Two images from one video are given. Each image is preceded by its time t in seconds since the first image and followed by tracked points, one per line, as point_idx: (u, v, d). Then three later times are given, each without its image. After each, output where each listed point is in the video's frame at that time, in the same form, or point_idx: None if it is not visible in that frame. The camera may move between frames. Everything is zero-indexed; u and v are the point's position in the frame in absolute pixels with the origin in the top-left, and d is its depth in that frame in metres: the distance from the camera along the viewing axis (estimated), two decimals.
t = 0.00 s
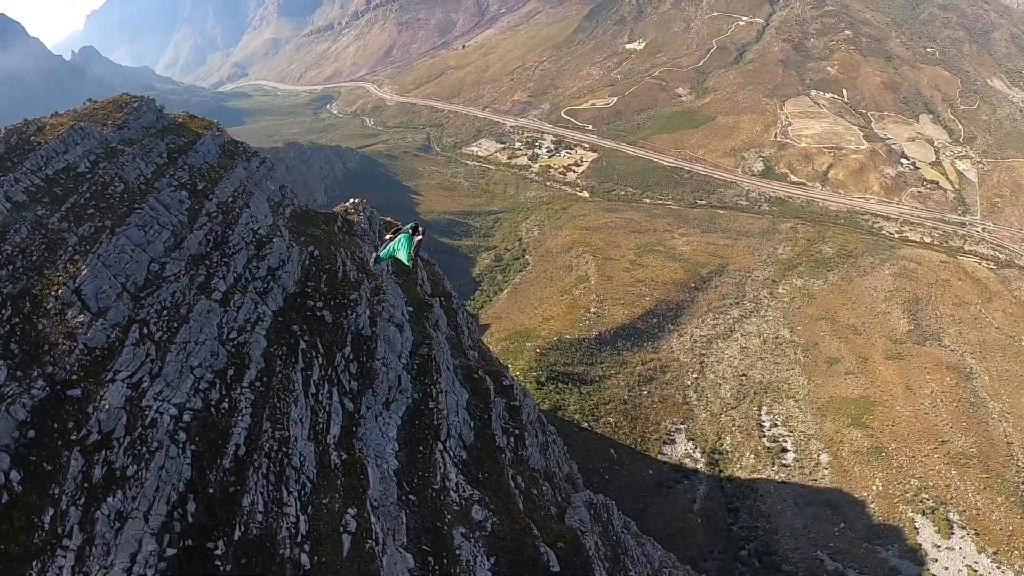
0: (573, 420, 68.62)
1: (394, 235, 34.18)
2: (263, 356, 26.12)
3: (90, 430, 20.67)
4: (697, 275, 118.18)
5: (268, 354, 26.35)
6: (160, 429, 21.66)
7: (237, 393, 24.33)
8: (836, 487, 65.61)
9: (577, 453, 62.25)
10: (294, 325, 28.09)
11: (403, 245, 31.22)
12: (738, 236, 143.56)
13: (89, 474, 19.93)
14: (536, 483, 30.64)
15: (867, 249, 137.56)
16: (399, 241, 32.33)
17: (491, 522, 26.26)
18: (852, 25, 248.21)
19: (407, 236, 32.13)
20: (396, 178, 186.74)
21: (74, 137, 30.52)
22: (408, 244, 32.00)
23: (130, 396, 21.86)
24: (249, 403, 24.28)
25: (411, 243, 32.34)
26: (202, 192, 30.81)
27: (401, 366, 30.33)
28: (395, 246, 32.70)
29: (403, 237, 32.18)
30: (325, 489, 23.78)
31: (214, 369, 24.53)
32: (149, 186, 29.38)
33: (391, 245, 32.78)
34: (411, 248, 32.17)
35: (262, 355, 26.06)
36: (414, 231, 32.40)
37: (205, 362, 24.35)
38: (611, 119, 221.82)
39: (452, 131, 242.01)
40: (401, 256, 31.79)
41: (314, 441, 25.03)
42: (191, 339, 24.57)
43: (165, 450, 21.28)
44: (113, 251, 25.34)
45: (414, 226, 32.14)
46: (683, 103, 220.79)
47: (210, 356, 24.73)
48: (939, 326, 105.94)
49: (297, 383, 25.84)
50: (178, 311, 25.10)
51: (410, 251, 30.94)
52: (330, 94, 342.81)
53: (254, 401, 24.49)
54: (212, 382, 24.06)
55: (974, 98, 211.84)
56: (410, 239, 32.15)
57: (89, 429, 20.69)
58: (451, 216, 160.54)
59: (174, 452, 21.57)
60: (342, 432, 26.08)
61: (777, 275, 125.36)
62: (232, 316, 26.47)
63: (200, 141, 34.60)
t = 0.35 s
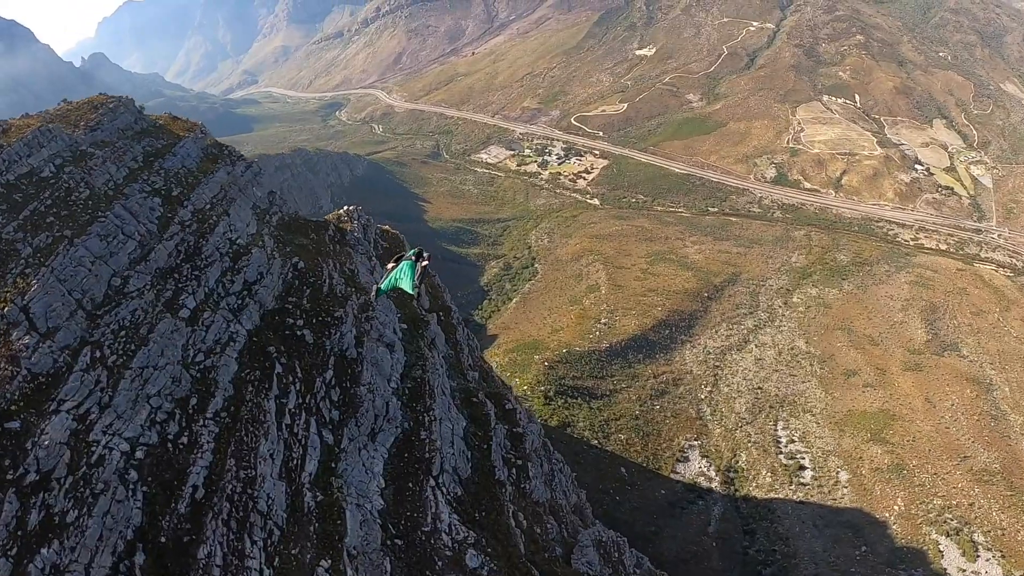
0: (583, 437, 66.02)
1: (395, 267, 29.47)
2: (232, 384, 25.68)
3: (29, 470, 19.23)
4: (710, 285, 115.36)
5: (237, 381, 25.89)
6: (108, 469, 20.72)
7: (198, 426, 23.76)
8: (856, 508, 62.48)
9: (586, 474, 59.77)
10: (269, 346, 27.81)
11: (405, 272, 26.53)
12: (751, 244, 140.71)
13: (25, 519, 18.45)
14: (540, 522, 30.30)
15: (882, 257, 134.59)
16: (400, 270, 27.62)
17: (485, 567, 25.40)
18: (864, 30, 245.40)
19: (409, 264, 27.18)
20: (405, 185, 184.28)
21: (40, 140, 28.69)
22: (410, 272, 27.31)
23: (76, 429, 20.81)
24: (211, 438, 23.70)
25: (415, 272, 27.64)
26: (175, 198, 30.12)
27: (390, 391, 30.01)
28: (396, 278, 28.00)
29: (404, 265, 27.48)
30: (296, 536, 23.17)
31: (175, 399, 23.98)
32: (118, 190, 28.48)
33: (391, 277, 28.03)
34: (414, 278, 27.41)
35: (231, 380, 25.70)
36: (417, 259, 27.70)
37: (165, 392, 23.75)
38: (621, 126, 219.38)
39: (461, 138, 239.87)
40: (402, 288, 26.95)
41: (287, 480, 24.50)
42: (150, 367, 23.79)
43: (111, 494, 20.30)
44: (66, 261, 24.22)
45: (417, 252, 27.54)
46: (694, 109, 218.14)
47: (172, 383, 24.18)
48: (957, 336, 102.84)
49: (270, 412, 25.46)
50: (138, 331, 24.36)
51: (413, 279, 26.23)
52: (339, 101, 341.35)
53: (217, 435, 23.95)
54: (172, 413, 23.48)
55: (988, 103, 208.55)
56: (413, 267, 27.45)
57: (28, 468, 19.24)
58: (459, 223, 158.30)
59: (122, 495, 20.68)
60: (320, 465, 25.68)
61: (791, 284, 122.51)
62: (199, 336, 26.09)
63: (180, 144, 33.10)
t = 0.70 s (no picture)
0: (590, 454, 63.59)
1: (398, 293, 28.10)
2: (189, 413, 24.29)
3: None
4: (721, 292, 112.72)
5: (195, 409, 24.51)
6: (40, 511, 19.52)
7: (147, 461, 22.36)
8: (875, 528, 59.50)
9: (593, 492, 57.27)
10: (237, 367, 26.49)
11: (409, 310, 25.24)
12: (762, 251, 137.95)
13: None
14: (539, 564, 29.29)
15: (896, 264, 131.72)
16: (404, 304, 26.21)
17: None
18: (876, 34, 242.42)
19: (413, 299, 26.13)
20: (411, 190, 182.01)
21: None
22: (415, 307, 25.91)
23: (8, 466, 19.85)
24: (161, 475, 22.29)
25: (419, 305, 26.20)
26: (145, 202, 29.10)
27: (373, 419, 28.82)
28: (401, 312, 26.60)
29: (408, 299, 26.03)
30: None
31: (124, 430, 22.68)
32: (81, 194, 27.48)
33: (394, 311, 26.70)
34: (419, 313, 25.99)
35: (189, 407, 24.38)
36: (420, 291, 26.23)
37: (112, 422, 22.52)
38: (630, 131, 217.00)
39: (470, 142, 237.65)
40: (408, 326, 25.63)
41: (247, 522, 22.63)
42: (94, 395, 22.60)
43: (43, 540, 18.98)
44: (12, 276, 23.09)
45: (420, 284, 26.03)
46: (704, 114, 215.53)
47: (120, 412, 22.95)
48: (974, 345, 99.89)
49: (231, 444, 23.99)
50: (85, 353, 23.22)
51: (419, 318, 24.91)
52: (347, 105, 339.74)
53: (169, 472, 22.49)
54: (117, 446, 22.19)
55: (1002, 108, 205.37)
56: (417, 301, 25.98)
57: None
58: (466, 229, 156.00)
59: (56, 540, 19.33)
60: (288, 504, 23.91)
61: (804, 292, 119.71)
62: (157, 357, 24.90)
63: (155, 143, 32.00)
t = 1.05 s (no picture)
0: (596, 471, 61.21)
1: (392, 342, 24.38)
2: (133, 447, 22.33)
3: None
4: (732, 299, 110.19)
5: (141, 444, 22.58)
6: None
7: (82, 506, 20.34)
8: (893, 547, 56.88)
9: (597, 513, 54.87)
10: (193, 395, 24.80)
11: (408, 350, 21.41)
12: (772, 257, 135.33)
13: None
14: None
15: (908, 270, 129.08)
16: (402, 345, 22.44)
17: None
18: (884, 36, 239.55)
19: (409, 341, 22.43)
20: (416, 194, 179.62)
21: None
22: (414, 348, 22.05)
23: None
24: (95, 521, 20.20)
25: (418, 348, 22.33)
26: (103, 207, 28.09)
27: (347, 454, 27.28)
28: (397, 353, 22.75)
29: (405, 339, 22.33)
30: None
31: (58, 469, 20.74)
32: (34, 199, 26.23)
33: (391, 353, 22.91)
34: (417, 356, 22.24)
35: (134, 441, 22.45)
36: (421, 331, 22.32)
37: (45, 460, 20.53)
38: (638, 135, 214.59)
39: (476, 147, 235.50)
40: (406, 367, 21.72)
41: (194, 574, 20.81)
42: (24, 429, 20.62)
43: None
44: None
45: (420, 321, 22.22)
46: (713, 118, 212.99)
47: (55, 448, 20.98)
48: (989, 353, 97.14)
49: (180, 486, 22.12)
50: (19, 380, 21.44)
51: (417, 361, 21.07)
52: (353, 109, 338.29)
53: (106, 518, 20.43)
54: (50, 488, 20.21)
55: (1013, 111, 202.53)
56: (416, 341, 22.24)
57: None
58: (472, 234, 153.76)
59: None
60: (243, 554, 22.15)
61: (815, 299, 117.02)
62: (102, 383, 23.23)
63: (124, 143, 31.70)
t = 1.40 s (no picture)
0: (593, 488, 58.95)
1: (378, 381, 22.45)
2: (56, 494, 21.18)
3: None
4: (732, 306, 107.97)
5: (65, 489, 21.45)
6: None
7: None
8: (903, 565, 54.44)
9: (595, 535, 52.44)
10: (130, 432, 23.71)
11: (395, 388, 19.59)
12: (773, 262, 132.99)
13: None
14: None
15: (910, 274, 126.86)
16: (388, 383, 20.57)
17: None
18: (883, 39, 237.61)
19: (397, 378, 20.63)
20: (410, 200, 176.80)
21: None
22: (400, 388, 20.13)
23: None
24: None
25: (404, 387, 20.45)
26: (44, 214, 28.36)
27: (307, 497, 26.19)
28: (381, 393, 20.72)
29: (392, 378, 20.50)
30: None
31: None
32: None
33: (375, 392, 21.01)
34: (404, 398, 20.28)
35: (56, 487, 21.29)
36: (408, 369, 20.66)
37: None
38: (635, 139, 212.46)
39: (472, 152, 233.27)
40: (393, 407, 19.79)
41: None
42: None
43: None
44: None
45: (408, 358, 20.62)
46: (711, 122, 210.85)
47: None
48: (994, 358, 94.77)
49: (107, 540, 20.80)
50: None
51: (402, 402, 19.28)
52: (349, 116, 336.65)
53: None
54: None
55: (1013, 113, 200.67)
56: (403, 382, 20.39)
57: None
58: (467, 240, 151.42)
59: None
60: None
61: (817, 304, 114.77)
62: (28, 416, 22.35)
63: (76, 145, 32.62)
